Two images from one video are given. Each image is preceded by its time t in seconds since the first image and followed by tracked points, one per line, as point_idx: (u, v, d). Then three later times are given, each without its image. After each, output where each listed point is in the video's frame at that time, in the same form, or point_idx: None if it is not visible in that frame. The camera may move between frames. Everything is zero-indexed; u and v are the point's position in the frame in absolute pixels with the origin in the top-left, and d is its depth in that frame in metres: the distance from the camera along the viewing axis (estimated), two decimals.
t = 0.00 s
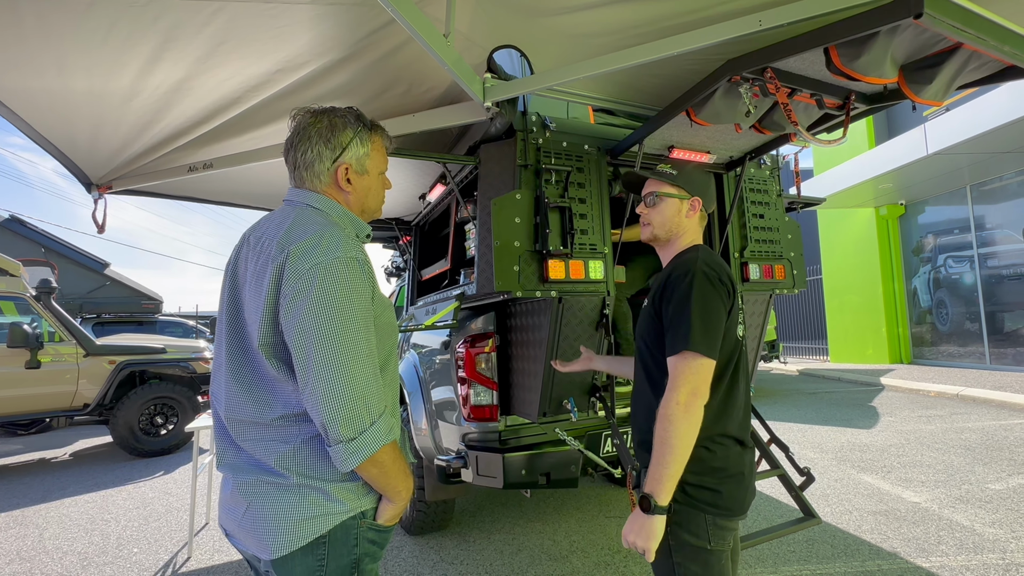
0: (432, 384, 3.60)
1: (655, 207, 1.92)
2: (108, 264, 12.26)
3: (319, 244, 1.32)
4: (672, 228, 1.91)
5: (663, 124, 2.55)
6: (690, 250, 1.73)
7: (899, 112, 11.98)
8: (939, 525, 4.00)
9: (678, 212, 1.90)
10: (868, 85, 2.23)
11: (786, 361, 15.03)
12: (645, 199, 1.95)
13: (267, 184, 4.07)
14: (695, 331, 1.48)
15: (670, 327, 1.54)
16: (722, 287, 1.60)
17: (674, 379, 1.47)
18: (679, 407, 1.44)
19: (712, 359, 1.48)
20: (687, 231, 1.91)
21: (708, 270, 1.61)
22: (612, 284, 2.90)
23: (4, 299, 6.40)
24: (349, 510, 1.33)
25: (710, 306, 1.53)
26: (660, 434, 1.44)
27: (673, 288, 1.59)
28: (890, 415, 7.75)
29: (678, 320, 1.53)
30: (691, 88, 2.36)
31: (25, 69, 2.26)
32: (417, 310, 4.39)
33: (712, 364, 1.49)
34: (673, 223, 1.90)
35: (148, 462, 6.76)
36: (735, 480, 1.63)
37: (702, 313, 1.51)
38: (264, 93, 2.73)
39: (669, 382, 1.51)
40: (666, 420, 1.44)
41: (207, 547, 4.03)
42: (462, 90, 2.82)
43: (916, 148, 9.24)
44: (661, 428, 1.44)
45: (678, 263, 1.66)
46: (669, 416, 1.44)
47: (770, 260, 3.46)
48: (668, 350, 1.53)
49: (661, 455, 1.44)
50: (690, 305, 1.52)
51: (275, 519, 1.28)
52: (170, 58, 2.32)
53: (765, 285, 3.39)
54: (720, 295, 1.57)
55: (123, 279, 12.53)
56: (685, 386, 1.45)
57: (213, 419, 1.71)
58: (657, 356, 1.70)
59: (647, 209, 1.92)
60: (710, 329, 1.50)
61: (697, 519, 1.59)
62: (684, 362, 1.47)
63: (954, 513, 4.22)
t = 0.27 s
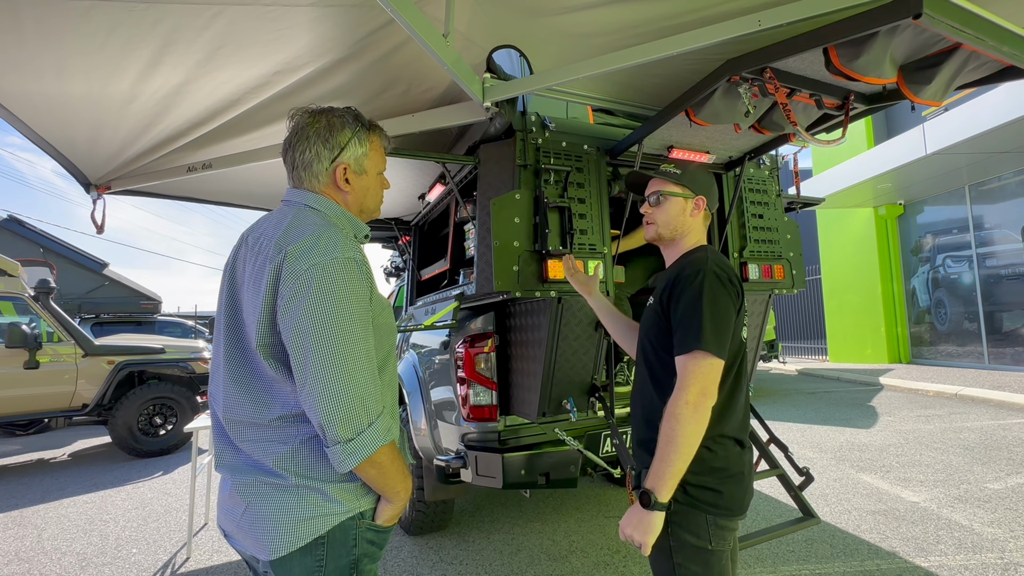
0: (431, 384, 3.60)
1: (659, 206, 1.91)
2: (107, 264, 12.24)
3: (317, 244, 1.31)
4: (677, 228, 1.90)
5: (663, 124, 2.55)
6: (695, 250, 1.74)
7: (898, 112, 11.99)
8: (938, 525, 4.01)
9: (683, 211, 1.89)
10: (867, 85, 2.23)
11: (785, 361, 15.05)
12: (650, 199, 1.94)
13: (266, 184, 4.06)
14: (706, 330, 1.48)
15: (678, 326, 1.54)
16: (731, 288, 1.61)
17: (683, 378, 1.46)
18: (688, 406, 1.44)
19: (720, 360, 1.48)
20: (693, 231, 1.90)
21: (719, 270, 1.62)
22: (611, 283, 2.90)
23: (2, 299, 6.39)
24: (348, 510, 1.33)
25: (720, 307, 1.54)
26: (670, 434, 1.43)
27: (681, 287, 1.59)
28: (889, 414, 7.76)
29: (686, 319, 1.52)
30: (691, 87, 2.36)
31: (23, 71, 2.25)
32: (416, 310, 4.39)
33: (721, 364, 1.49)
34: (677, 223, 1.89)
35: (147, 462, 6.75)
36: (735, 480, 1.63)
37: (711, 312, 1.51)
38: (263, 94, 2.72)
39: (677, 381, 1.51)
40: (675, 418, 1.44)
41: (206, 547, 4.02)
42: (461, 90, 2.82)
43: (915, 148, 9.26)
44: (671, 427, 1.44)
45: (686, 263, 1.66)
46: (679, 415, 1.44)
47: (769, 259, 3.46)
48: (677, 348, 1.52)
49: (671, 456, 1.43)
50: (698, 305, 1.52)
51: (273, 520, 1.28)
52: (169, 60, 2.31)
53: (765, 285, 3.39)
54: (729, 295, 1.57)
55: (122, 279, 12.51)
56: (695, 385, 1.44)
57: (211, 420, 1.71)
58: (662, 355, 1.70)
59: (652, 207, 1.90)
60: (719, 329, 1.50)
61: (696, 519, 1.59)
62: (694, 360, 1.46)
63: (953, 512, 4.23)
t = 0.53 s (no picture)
0: (430, 384, 3.60)
1: (639, 217, 1.95)
2: (107, 264, 12.22)
3: (315, 245, 1.31)
4: (660, 231, 1.91)
5: (661, 124, 2.56)
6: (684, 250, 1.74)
7: (898, 112, 12.00)
8: (937, 525, 4.01)
9: (657, 214, 1.89)
10: (866, 85, 2.24)
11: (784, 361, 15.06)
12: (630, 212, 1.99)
13: (266, 184, 4.06)
14: (693, 330, 1.48)
15: (667, 326, 1.55)
16: (718, 287, 1.59)
17: (672, 378, 1.47)
18: (677, 405, 1.45)
19: (710, 358, 1.48)
20: (675, 228, 1.87)
21: (705, 268, 1.61)
22: (611, 284, 2.89)
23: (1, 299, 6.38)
24: (346, 510, 1.32)
25: (708, 305, 1.53)
26: (661, 434, 1.46)
27: (668, 287, 1.60)
28: (888, 414, 7.76)
29: (674, 319, 1.52)
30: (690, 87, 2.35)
31: (22, 68, 2.25)
32: (415, 310, 4.39)
33: (711, 363, 1.49)
34: (657, 227, 1.91)
35: (146, 462, 6.75)
36: (733, 482, 1.63)
37: (698, 312, 1.51)
38: (262, 93, 2.72)
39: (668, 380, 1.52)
40: (665, 418, 1.46)
41: (205, 547, 4.02)
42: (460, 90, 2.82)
43: (915, 148, 9.27)
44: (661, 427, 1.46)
45: (674, 263, 1.67)
46: (668, 415, 1.46)
47: (769, 259, 3.46)
48: (667, 348, 1.53)
49: (661, 455, 1.46)
50: (685, 304, 1.52)
51: (271, 521, 1.28)
52: (168, 58, 2.31)
53: (764, 285, 3.39)
54: (717, 293, 1.57)
55: (121, 279, 12.49)
56: (683, 385, 1.46)
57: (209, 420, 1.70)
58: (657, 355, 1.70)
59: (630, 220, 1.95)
60: (708, 328, 1.50)
61: (692, 520, 1.60)
62: (682, 360, 1.47)
63: (952, 512, 4.23)
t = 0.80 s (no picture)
0: (430, 384, 3.60)
1: (627, 221, 1.99)
2: (106, 264, 12.21)
3: (313, 244, 1.31)
4: (646, 234, 1.93)
5: (660, 124, 2.56)
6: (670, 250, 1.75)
7: (897, 112, 12.01)
8: (937, 524, 4.01)
9: (641, 219, 1.92)
10: (865, 86, 2.24)
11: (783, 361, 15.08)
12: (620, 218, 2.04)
13: (265, 184, 4.05)
14: (674, 323, 1.50)
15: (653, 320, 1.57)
16: (701, 282, 1.60)
17: (657, 370, 1.50)
18: (659, 396, 1.48)
19: (693, 350, 1.49)
20: (659, 230, 1.88)
21: (687, 263, 1.62)
22: (610, 283, 2.89)
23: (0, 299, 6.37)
24: (346, 510, 1.32)
25: (692, 299, 1.54)
26: (646, 425, 1.50)
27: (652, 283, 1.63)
28: (888, 414, 7.77)
29: (658, 314, 1.55)
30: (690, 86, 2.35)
31: (21, 69, 2.25)
32: (415, 310, 4.39)
33: (695, 355, 1.50)
34: (642, 231, 1.94)
35: (146, 462, 6.75)
36: (735, 482, 1.62)
37: (680, 305, 1.53)
38: (262, 93, 2.72)
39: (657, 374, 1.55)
40: (648, 409, 1.49)
41: (204, 547, 4.02)
42: (460, 90, 2.82)
43: (914, 149, 9.27)
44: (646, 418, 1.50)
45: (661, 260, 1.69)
46: (651, 407, 1.49)
47: (768, 259, 3.46)
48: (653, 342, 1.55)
49: (646, 445, 1.50)
50: (667, 300, 1.54)
51: (271, 520, 1.28)
52: (167, 59, 2.31)
53: (763, 285, 3.39)
54: (701, 287, 1.58)
55: (120, 279, 12.48)
56: (665, 376, 1.48)
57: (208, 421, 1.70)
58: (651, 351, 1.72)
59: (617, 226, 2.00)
60: (691, 320, 1.51)
61: (694, 520, 1.59)
62: (666, 353, 1.49)
63: (951, 512, 4.24)
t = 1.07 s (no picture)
0: (429, 383, 3.60)
1: (649, 208, 1.94)
2: (105, 263, 12.20)
3: (311, 244, 1.31)
4: (669, 228, 1.92)
5: (659, 125, 2.56)
6: (696, 250, 1.76)
7: (896, 113, 12.01)
8: (935, 525, 4.02)
9: (671, 211, 1.92)
10: (864, 86, 2.24)
11: (783, 361, 15.09)
12: (639, 201, 1.97)
13: (264, 183, 4.05)
14: (722, 321, 1.49)
15: (690, 319, 1.55)
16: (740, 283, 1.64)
17: (698, 367, 1.47)
18: (703, 394, 1.44)
19: (735, 350, 1.50)
20: (681, 230, 1.92)
21: (729, 265, 1.65)
22: (609, 284, 2.90)
23: None
24: (343, 511, 1.32)
25: (734, 299, 1.56)
26: (677, 420, 1.43)
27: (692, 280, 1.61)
28: (886, 415, 7.77)
29: (699, 312, 1.53)
30: (689, 88, 2.36)
31: (19, 67, 2.24)
32: (414, 310, 4.38)
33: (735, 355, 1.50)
34: (668, 222, 1.92)
35: (144, 462, 6.74)
36: (749, 481, 1.65)
37: (723, 304, 1.53)
38: (260, 92, 2.72)
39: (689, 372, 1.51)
40: (684, 404, 1.43)
41: (202, 547, 4.02)
42: (459, 90, 2.82)
43: (913, 149, 9.28)
44: (678, 413, 1.44)
45: (691, 260, 1.69)
46: (688, 402, 1.43)
47: (767, 260, 3.46)
48: (691, 340, 1.53)
49: (672, 440, 1.43)
50: (712, 298, 1.54)
51: (267, 520, 1.28)
52: (166, 57, 2.31)
53: (762, 285, 3.39)
54: (741, 288, 1.60)
55: (119, 278, 12.47)
56: (709, 375, 1.45)
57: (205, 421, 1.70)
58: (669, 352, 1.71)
59: (641, 209, 1.93)
60: (734, 320, 1.52)
61: (713, 518, 1.60)
62: (710, 351, 1.47)
63: (950, 513, 4.24)
